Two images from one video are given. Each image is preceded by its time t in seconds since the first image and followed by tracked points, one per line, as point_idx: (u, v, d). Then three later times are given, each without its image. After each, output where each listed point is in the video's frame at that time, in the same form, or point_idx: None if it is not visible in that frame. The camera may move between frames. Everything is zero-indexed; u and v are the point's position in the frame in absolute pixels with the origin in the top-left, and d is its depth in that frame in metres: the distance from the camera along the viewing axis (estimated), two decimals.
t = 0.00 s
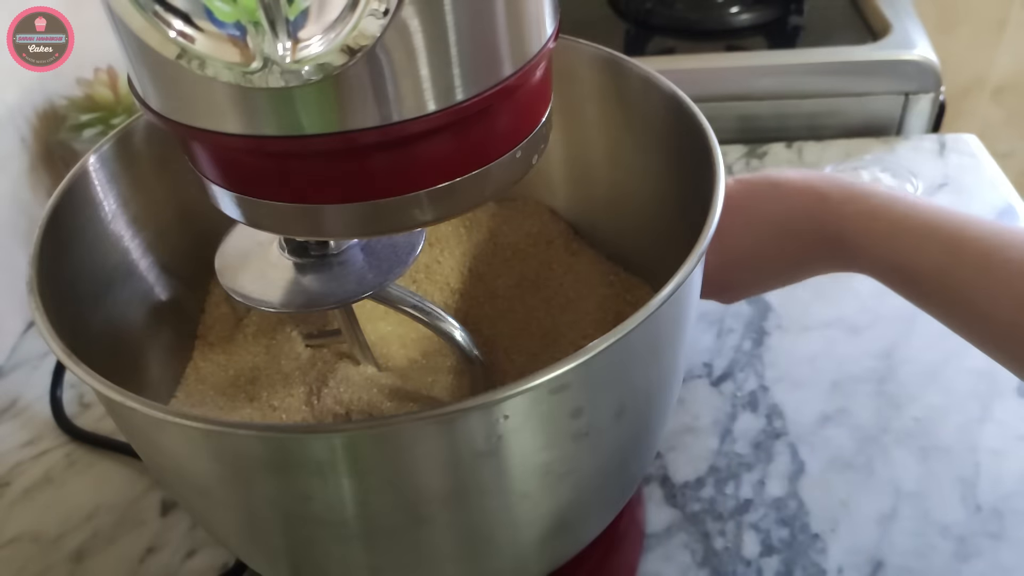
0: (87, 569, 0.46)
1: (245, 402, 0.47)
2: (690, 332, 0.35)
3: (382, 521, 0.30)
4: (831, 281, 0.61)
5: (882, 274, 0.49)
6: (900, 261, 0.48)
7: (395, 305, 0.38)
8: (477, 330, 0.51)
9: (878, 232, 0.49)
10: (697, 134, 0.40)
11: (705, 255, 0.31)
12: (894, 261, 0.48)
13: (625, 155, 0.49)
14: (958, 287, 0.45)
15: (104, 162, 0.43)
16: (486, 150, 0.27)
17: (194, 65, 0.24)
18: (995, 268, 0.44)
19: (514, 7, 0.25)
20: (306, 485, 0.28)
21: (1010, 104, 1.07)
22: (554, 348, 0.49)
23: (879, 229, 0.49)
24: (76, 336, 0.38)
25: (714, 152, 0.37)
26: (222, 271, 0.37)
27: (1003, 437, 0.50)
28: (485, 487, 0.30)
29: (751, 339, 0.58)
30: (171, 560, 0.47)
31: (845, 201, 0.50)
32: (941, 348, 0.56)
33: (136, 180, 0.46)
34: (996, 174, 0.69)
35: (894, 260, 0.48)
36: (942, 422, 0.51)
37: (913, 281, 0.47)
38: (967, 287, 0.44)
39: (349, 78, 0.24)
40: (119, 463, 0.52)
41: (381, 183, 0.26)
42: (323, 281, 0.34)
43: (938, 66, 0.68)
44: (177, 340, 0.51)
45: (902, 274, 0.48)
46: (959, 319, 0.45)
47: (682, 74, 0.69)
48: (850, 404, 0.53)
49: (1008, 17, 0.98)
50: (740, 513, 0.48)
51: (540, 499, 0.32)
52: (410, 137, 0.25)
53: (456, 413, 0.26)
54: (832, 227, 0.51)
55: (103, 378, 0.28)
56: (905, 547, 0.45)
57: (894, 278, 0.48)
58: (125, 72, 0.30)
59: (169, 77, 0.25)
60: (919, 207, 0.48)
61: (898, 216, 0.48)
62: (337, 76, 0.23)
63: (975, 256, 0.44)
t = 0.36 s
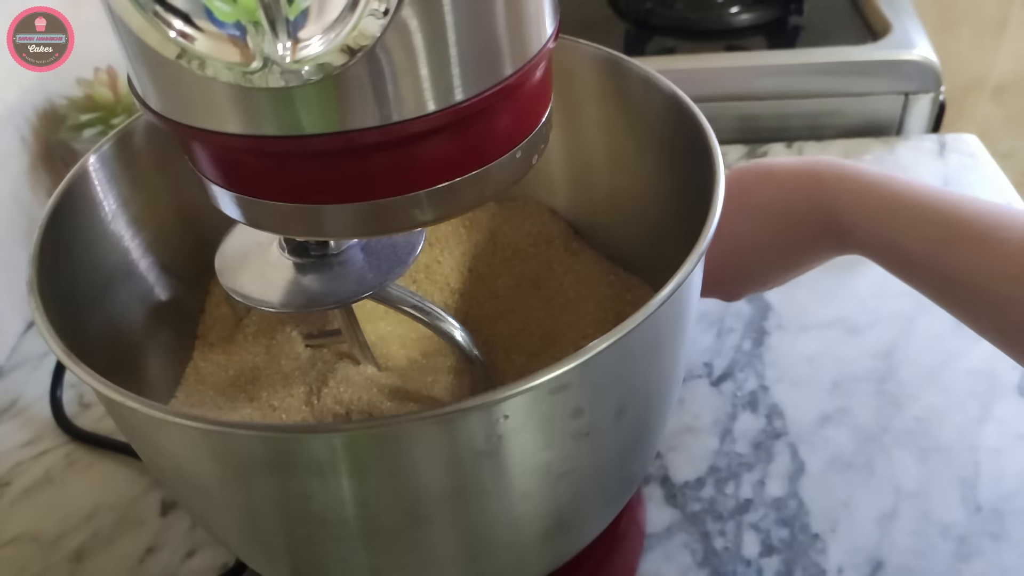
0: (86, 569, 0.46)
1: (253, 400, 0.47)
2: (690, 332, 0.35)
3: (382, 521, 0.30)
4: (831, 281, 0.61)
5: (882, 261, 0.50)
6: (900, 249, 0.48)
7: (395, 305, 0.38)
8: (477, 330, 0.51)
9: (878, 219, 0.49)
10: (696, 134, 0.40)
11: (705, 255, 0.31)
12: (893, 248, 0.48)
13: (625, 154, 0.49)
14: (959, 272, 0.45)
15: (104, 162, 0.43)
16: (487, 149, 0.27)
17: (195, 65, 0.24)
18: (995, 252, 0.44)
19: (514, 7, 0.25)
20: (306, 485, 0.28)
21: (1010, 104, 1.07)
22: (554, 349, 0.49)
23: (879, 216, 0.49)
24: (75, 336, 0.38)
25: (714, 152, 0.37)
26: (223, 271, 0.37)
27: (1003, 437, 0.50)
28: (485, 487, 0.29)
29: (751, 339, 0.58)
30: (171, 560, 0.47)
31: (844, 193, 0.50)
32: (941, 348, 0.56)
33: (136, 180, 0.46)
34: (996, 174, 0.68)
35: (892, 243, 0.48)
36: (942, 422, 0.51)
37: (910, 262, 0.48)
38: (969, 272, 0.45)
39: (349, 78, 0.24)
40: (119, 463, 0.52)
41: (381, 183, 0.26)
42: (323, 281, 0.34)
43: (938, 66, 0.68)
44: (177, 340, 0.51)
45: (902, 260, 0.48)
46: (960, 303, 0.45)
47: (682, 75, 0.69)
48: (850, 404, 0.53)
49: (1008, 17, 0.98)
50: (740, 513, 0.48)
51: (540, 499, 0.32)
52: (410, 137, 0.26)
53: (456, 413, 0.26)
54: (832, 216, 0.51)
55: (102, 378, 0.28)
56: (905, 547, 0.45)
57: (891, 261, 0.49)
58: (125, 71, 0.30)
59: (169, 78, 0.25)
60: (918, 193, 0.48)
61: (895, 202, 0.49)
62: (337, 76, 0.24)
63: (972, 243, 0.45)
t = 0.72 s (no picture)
0: (86, 569, 0.46)
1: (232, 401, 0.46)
2: (690, 332, 0.35)
3: (382, 521, 0.30)
4: (831, 281, 0.61)
5: (886, 263, 0.49)
6: (904, 251, 0.48)
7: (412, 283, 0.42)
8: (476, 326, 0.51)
9: (883, 221, 0.49)
10: (697, 133, 0.40)
11: (705, 255, 0.31)
12: (898, 250, 0.48)
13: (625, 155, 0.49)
14: (960, 268, 0.45)
15: (104, 162, 0.43)
16: (487, 149, 0.27)
17: (194, 65, 0.24)
18: (997, 249, 0.44)
19: (514, 7, 0.25)
20: (305, 485, 0.28)
21: (1010, 104, 1.07)
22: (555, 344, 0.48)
23: (881, 215, 0.49)
24: (75, 336, 0.38)
25: (714, 152, 0.37)
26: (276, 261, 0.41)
27: (1003, 437, 0.50)
28: (485, 487, 0.30)
29: (751, 339, 0.58)
30: (171, 560, 0.47)
31: (848, 194, 0.50)
32: (942, 348, 0.56)
33: (136, 180, 0.46)
34: (996, 174, 0.68)
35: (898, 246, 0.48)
36: (943, 422, 0.51)
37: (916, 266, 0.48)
38: (970, 269, 0.45)
39: (349, 78, 0.24)
40: (119, 463, 0.52)
41: (381, 183, 0.26)
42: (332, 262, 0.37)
43: (938, 65, 0.68)
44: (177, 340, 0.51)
45: (904, 258, 0.48)
46: (961, 300, 0.45)
47: (682, 74, 0.69)
48: (851, 404, 0.53)
49: (1008, 17, 0.98)
50: (740, 513, 0.48)
51: (540, 499, 0.32)
52: (411, 137, 0.25)
53: (456, 413, 0.26)
54: (836, 217, 0.51)
55: (102, 377, 0.28)
56: (905, 547, 0.45)
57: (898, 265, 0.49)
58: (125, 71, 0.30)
59: (169, 78, 0.25)
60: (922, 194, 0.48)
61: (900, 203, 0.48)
62: (337, 76, 0.24)
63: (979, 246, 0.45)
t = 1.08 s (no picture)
0: (87, 569, 0.46)
1: (236, 405, 0.46)
2: (690, 331, 0.35)
3: (382, 521, 0.30)
4: (831, 281, 0.61)
5: (886, 263, 0.49)
6: (905, 252, 0.48)
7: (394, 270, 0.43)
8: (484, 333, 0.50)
9: (883, 221, 0.49)
10: (696, 133, 0.40)
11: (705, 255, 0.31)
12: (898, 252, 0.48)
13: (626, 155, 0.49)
14: (961, 270, 0.45)
15: (104, 162, 0.43)
16: (487, 149, 0.27)
17: (195, 65, 0.24)
18: (996, 250, 0.44)
19: (514, 7, 0.25)
20: (306, 485, 0.28)
21: (1010, 104, 1.07)
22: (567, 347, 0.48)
23: (881, 217, 0.49)
24: (76, 336, 0.38)
25: (714, 152, 0.37)
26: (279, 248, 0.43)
27: (1003, 437, 0.50)
28: (485, 487, 0.30)
29: (750, 339, 0.58)
30: (171, 560, 0.47)
31: (849, 195, 0.50)
32: (942, 348, 0.56)
33: (136, 181, 0.46)
34: (996, 174, 0.68)
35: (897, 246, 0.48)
36: (942, 422, 0.51)
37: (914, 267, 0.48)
38: (969, 271, 0.45)
39: (349, 78, 0.24)
40: (119, 463, 0.52)
41: (381, 183, 0.26)
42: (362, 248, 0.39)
43: (938, 66, 0.68)
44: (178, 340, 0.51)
45: (905, 260, 0.48)
46: (962, 301, 0.45)
47: (682, 75, 0.69)
48: (850, 405, 0.53)
49: (1008, 17, 0.98)
50: (740, 513, 0.48)
51: (540, 500, 0.32)
52: (411, 137, 0.26)
53: (456, 414, 0.26)
54: (836, 218, 0.51)
55: (102, 378, 0.28)
56: (905, 547, 0.45)
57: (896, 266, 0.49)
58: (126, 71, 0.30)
59: (170, 78, 0.25)
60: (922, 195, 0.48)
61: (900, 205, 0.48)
62: (337, 76, 0.24)
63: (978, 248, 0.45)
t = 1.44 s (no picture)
0: (86, 569, 0.46)
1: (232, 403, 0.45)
2: (690, 331, 0.35)
3: (382, 521, 0.30)
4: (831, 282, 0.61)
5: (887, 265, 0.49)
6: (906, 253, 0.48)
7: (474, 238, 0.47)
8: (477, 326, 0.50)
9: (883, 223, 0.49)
10: (697, 133, 0.40)
11: (705, 255, 0.31)
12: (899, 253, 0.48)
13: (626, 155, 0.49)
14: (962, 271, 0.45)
15: (104, 162, 0.43)
16: (487, 149, 0.27)
17: (195, 65, 0.24)
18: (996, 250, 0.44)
19: (514, 7, 0.25)
20: (306, 485, 0.28)
21: (1009, 104, 1.07)
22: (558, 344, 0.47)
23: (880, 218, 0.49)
24: (76, 336, 0.38)
25: (714, 152, 0.37)
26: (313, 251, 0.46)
27: (1003, 437, 0.50)
28: (485, 487, 0.30)
29: (751, 339, 0.57)
30: (171, 560, 0.47)
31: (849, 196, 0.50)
32: (941, 348, 0.56)
33: (136, 180, 0.46)
34: (996, 174, 0.68)
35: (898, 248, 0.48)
36: (942, 422, 0.51)
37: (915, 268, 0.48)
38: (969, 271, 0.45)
39: (349, 78, 0.24)
40: (119, 463, 0.52)
41: (381, 183, 0.26)
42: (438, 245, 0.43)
43: (938, 66, 0.68)
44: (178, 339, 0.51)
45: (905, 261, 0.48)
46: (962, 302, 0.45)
47: (681, 75, 0.69)
48: (851, 405, 0.53)
49: (1007, 18, 0.98)
50: (740, 513, 0.48)
51: (540, 500, 0.32)
52: (411, 137, 0.26)
53: (456, 414, 0.26)
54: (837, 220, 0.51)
55: (102, 377, 0.28)
56: (905, 547, 0.45)
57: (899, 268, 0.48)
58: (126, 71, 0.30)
59: (170, 78, 0.25)
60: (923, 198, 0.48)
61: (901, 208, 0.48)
62: (337, 76, 0.24)
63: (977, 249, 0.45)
